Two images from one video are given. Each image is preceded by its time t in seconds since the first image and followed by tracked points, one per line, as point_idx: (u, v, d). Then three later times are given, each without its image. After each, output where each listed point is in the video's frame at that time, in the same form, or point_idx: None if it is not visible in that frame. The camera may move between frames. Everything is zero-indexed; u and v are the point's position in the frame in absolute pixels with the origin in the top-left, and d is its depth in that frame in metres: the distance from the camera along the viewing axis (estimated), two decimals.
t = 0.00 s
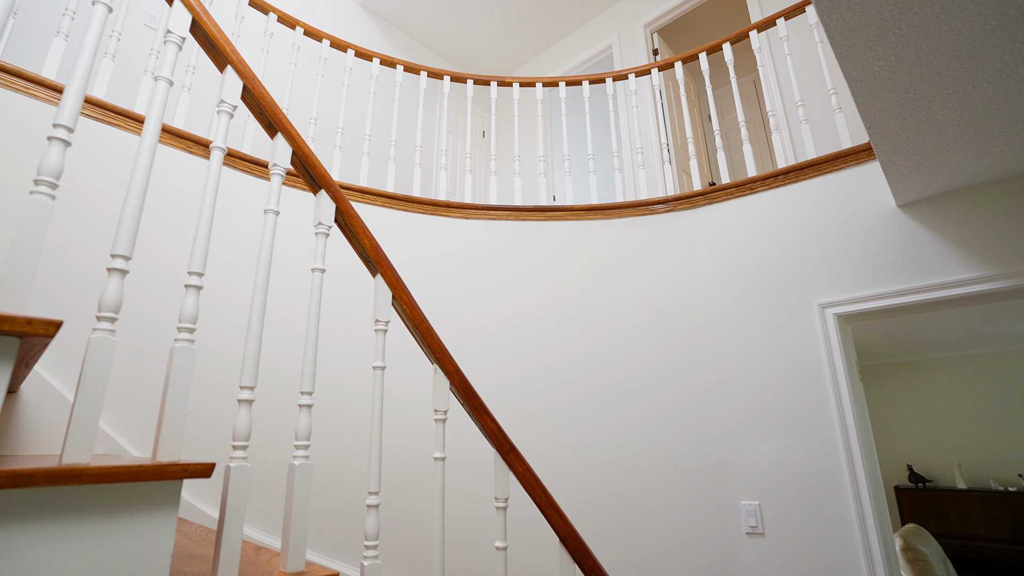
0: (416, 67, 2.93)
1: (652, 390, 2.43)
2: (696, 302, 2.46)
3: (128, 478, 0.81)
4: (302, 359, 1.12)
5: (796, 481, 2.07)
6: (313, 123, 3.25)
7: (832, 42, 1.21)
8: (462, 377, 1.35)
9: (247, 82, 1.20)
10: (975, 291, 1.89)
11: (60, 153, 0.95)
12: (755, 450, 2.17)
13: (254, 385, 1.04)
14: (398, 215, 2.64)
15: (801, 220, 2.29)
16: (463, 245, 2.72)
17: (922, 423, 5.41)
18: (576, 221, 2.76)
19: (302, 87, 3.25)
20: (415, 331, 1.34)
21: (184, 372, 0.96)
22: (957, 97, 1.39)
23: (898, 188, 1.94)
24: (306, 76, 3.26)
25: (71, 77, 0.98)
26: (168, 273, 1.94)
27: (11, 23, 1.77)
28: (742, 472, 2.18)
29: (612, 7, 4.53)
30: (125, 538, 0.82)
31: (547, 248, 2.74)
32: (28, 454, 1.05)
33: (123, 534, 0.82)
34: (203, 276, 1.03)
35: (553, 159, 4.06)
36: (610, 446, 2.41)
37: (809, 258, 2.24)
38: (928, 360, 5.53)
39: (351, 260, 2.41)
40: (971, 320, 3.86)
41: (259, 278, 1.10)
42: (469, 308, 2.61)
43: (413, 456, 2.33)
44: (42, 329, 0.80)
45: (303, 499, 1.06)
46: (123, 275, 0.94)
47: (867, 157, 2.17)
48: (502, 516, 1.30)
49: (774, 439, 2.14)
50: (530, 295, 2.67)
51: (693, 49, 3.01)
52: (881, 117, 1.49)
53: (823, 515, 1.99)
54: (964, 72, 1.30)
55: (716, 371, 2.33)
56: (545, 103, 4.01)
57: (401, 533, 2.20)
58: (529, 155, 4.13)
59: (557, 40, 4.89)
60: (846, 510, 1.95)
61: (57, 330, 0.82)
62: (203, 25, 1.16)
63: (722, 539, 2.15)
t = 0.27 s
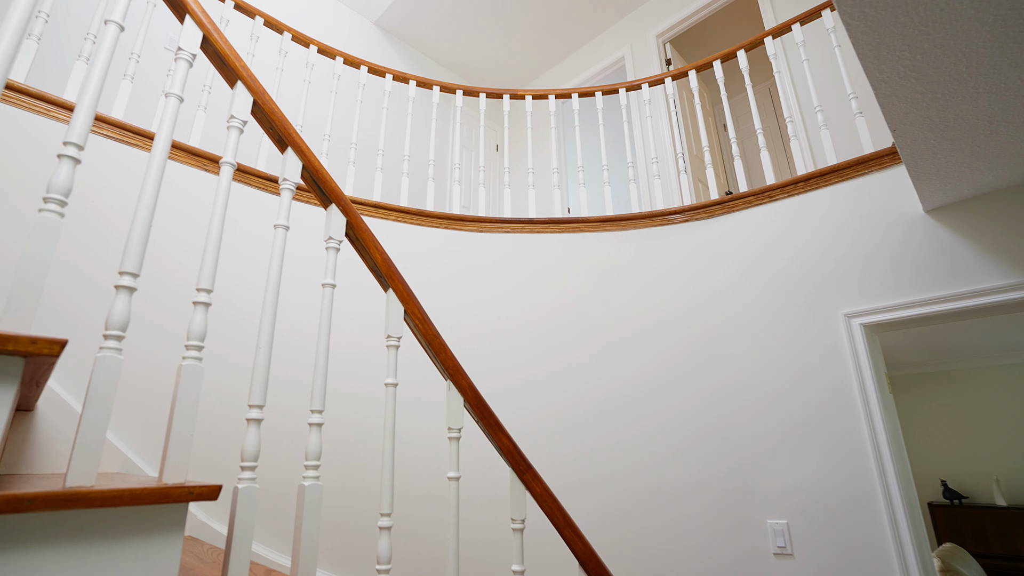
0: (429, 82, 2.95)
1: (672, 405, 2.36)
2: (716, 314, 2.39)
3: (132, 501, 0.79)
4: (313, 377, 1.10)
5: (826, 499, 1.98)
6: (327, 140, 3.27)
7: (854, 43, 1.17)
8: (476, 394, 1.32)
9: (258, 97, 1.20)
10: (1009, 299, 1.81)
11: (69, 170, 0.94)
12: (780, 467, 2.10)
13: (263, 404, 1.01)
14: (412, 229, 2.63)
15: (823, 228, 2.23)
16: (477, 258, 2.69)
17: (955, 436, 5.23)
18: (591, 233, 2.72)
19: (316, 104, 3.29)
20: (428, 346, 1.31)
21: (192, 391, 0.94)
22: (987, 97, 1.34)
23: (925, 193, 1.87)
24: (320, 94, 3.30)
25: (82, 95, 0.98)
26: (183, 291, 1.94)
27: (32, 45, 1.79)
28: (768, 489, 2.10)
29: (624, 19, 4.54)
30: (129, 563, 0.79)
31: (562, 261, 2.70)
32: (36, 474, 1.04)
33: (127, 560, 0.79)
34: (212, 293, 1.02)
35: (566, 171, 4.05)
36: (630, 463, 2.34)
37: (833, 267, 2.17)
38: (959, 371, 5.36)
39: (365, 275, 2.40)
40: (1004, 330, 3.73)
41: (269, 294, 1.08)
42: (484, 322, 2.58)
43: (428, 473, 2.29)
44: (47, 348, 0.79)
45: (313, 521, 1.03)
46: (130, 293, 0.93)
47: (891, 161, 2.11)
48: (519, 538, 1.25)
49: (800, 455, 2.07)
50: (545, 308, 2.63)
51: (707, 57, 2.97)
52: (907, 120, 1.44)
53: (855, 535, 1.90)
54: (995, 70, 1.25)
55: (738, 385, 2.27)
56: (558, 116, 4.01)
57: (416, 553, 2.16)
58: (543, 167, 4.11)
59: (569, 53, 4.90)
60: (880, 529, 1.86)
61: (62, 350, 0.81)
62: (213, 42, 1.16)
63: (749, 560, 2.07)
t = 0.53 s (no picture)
0: (441, 97, 2.95)
1: (695, 420, 2.29)
2: (738, 325, 2.33)
3: (135, 525, 0.76)
4: (324, 394, 1.07)
5: (859, 518, 1.90)
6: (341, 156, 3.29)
7: (877, 42, 1.13)
8: (492, 411, 1.28)
9: (268, 111, 1.19)
10: None
11: (79, 187, 0.93)
12: (809, 484, 2.02)
13: (273, 423, 0.99)
14: (426, 244, 2.61)
15: (847, 235, 2.17)
16: (492, 272, 2.66)
17: (991, 451, 5.03)
18: (607, 244, 2.68)
19: (330, 121, 3.31)
20: (441, 362, 1.28)
21: (199, 411, 0.92)
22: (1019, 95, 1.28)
23: (954, 197, 1.81)
24: (334, 111, 3.33)
25: (93, 112, 0.98)
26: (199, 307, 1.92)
27: (54, 70, 1.83)
28: (797, 508, 2.02)
29: (636, 30, 4.53)
30: None
31: (577, 273, 2.67)
32: (46, 496, 1.02)
33: None
34: (220, 309, 1.00)
35: (581, 183, 4.03)
36: (652, 480, 2.27)
37: (858, 274, 2.10)
38: (992, 382, 5.18)
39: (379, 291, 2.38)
40: None
41: (279, 310, 1.06)
42: (499, 336, 2.55)
43: (445, 492, 2.25)
44: (51, 367, 0.77)
45: (323, 546, 0.99)
46: (138, 310, 0.91)
47: (916, 165, 2.04)
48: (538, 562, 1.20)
49: (830, 471, 1.99)
50: (562, 322, 2.59)
51: (722, 65, 2.93)
52: (935, 120, 1.38)
53: (890, 556, 1.81)
54: None
55: (762, 398, 2.19)
56: (572, 128, 3.99)
57: None
58: (558, 179, 4.09)
59: (581, 66, 4.90)
60: (918, 550, 1.77)
61: (67, 370, 0.80)
62: (224, 58, 1.16)
63: None
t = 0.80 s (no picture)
0: (453, 111, 2.95)
1: (718, 435, 2.22)
2: (760, 337, 2.26)
3: (136, 551, 0.74)
4: (334, 413, 1.05)
5: (895, 538, 1.80)
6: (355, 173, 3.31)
7: (902, 39, 1.08)
8: (508, 429, 1.24)
9: (277, 126, 1.18)
10: None
11: (87, 205, 0.92)
12: (840, 502, 1.93)
13: (281, 443, 0.96)
14: (440, 258, 2.59)
15: (872, 242, 2.10)
16: (507, 285, 2.63)
17: None
18: (623, 256, 2.64)
19: (344, 139, 3.34)
20: (455, 378, 1.25)
21: (206, 431, 0.90)
22: None
23: (985, 200, 1.74)
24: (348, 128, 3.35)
25: (102, 129, 0.97)
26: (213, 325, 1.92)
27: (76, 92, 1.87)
28: (829, 527, 1.93)
29: (647, 41, 4.53)
30: None
31: (593, 285, 2.62)
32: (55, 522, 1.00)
33: None
34: (228, 327, 0.98)
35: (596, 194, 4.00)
36: (675, 498, 2.20)
37: (886, 282, 2.03)
38: None
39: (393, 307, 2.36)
40: None
41: (288, 327, 1.04)
42: (515, 350, 2.51)
43: (462, 511, 2.19)
44: (53, 388, 0.75)
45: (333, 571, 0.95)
46: (144, 328, 0.90)
47: (943, 168, 1.98)
48: None
49: (862, 488, 1.90)
50: (578, 335, 2.54)
51: (736, 73, 2.90)
52: (965, 120, 1.33)
53: None
54: None
55: (788, 412, 2.12)
56: (585, 140, 3.98)
57: None
58: (571, 192, 4.06)
59: (593, 78, 4.91)
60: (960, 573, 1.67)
61: (69, 391, 0.78)
62: (234, 74, 1.16)
63: None
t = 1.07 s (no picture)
0: (465, 125, 2.94)
1: (742, 450, 2.14)
2: (784, 347, 2.19)
3: None
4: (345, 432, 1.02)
5: (934, 558, 1.71)
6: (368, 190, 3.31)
7: (930, 35, 1.04)
8: (524, 447, 1.20)
9: (286, 141, 1.17)
10: None
11: (94, 222, 0.91)
12: (873, 520, 1.84)
13: (290, 463, 0.94)
14: (454, 272, 2.57)
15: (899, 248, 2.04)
16: (521, 299, 2.60)
17: None
18: (640, 266, 2.59)
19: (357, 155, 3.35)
20: (468, 394, 1.22)
21: (212, 452, 0.88)
22: None
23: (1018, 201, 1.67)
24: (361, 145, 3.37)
25: (112, 146, 0.97)
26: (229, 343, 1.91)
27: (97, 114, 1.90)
28: (863, 547, 1.84)
29: (659, 52, 4.51)
30: None
31: (610, 297, 2.57)
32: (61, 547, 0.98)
33: None
34: (236, 344, 0.96)
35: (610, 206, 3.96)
36: (698, 516, 2.12)
37: (914, 289, 1.96)
38: None
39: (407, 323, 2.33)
40: None
41: (297, 343, 1.02)
42: (531, 364, 2.46)
43: (479, 531, 2.14)
44: (54, 410, 0.74)
45: None
46: (150, 347, 0.88)
47: (971, 170, 1.93)
48: None
49: (897, 506, 1.81)
50: (595, 348, 2.49)
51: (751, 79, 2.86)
52: (998, 117, 1.27)
53: None
54: None
55: (816, 425, 2.04)
56: (598, 151, 3.95)
57: None
58: (585, 204, 4.03)
59: (605, 90, 4.90)
60: None
61: (71, 412, 0.77)
62: (243, 89, 1.16)
63: None
